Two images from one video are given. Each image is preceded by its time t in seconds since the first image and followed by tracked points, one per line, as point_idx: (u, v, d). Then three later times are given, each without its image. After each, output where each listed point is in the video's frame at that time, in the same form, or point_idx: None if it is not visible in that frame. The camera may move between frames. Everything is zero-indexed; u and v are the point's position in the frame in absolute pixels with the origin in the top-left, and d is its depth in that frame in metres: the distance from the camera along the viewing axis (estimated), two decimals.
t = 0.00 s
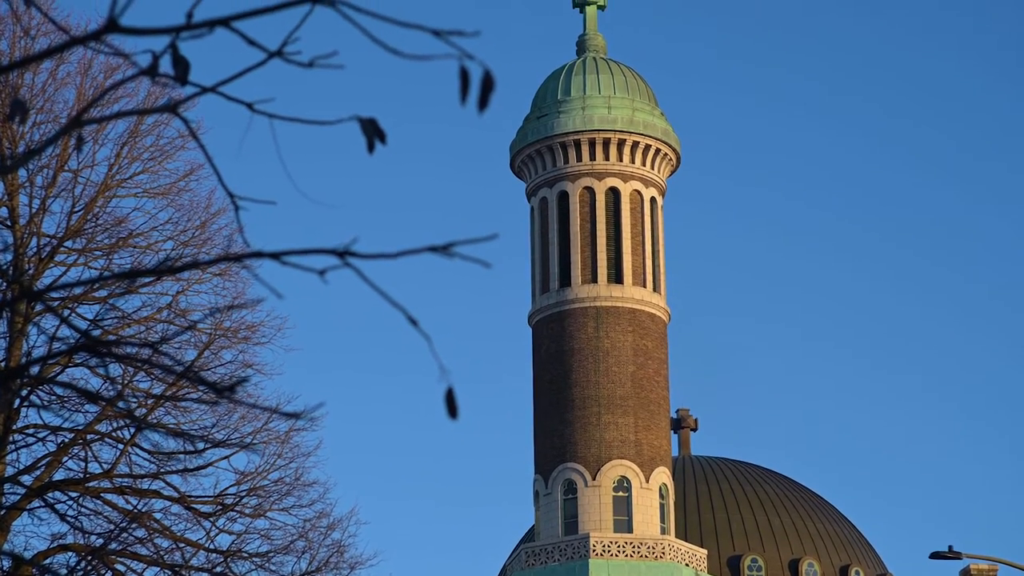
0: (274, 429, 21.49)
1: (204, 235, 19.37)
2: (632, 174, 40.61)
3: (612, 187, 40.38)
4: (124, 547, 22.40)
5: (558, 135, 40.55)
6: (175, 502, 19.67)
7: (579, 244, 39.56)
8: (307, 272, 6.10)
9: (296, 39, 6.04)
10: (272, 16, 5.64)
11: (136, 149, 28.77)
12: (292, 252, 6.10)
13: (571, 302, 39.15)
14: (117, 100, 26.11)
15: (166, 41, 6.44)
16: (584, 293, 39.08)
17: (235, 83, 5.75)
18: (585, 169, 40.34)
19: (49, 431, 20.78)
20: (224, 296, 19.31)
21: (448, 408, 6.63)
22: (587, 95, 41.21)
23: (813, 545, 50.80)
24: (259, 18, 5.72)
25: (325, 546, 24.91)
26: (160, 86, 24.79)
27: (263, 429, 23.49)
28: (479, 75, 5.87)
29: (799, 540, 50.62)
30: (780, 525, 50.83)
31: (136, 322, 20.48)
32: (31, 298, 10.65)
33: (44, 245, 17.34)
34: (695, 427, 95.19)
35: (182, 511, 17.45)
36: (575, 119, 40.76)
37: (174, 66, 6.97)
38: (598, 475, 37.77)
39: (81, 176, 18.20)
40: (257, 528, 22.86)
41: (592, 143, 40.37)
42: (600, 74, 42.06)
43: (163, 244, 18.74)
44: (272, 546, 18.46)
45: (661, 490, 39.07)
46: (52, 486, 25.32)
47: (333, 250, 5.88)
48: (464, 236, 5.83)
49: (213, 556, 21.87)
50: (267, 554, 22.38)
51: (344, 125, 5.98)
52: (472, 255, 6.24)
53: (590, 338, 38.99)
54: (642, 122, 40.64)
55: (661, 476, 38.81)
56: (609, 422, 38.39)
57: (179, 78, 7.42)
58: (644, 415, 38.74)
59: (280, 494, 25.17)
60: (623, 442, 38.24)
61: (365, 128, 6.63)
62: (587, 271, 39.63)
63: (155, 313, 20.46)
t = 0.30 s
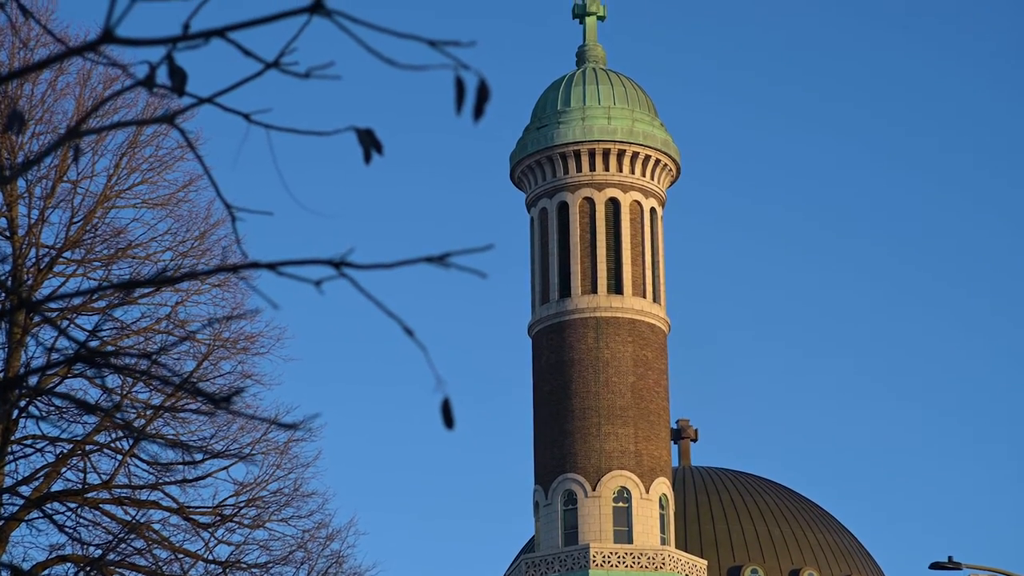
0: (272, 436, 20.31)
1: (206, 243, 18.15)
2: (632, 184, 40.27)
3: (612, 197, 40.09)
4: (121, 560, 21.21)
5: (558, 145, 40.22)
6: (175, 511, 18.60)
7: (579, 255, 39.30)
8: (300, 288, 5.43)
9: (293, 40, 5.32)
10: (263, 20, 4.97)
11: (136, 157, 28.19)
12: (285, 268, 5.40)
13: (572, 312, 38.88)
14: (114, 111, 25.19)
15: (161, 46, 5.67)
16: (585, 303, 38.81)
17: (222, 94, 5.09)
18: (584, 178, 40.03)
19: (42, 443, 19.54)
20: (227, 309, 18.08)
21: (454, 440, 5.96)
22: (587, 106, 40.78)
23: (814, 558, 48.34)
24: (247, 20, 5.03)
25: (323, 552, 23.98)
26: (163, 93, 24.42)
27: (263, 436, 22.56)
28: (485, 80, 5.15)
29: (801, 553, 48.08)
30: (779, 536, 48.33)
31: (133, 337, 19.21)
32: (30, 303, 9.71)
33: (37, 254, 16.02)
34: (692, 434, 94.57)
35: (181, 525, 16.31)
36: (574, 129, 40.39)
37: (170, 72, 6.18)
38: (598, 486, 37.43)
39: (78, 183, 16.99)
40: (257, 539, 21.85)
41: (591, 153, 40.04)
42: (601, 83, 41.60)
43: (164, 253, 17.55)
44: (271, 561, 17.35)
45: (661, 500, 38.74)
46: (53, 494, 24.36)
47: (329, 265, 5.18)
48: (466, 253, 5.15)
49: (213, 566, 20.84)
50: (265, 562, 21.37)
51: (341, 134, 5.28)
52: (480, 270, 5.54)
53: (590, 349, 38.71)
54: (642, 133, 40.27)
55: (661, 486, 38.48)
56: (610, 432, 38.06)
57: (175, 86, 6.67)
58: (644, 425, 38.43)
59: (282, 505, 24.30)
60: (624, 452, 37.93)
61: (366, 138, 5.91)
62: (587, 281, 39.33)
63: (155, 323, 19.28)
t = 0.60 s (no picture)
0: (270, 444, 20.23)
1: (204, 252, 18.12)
2: (632, 192, 38.19)
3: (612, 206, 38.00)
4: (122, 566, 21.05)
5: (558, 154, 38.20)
6: (174, 519, 18.61)
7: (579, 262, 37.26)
8: (297, 294, 5.45)
9: (287, 51, 5.37)
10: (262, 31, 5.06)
11: (136, 166, 28.05)
12: (282, 273, 5.41)
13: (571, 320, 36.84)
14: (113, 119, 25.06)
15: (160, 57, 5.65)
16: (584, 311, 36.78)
17: (222, 103, 5.12)
18: (585, 186, 37.97)
19: (41, 449, 19.57)
20: (224, 317, 18.07)
21: (448, 442, 5.91)
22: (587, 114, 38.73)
23: (815, 565, 46.37)
24: (246, 30, 5.10)
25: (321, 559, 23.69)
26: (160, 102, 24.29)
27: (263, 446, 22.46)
28: (479, 88, 5.26)
29: (802, 561, 46.08)
30: (780, 544, 46.29)
31: (131, 344, 19.24)
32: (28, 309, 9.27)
33: (39, 261, 16.00)
34: (693, 442, 94.26)
35: (178, 532, 16.30)
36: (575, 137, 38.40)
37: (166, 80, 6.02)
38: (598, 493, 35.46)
39: (77, 193, 17.02)
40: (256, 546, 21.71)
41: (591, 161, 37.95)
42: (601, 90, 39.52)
43: (162, 263, 17.51)
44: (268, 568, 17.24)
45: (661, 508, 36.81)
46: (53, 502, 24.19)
47: (324, 271, 5.27)
48: (460, 261, 5.15)
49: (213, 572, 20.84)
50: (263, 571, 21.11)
51: (337, 141, 5.38)
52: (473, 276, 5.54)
53: (590, 356, 36.66)
54: (642, 141, 38.24)
55: (662, 494, 36.45)
56: (610, 440, 36.00)
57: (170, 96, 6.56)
58: (644, 433, 36.31)
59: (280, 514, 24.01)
60: (624, 460, 35.86)
61: (364, 147, 5.88)
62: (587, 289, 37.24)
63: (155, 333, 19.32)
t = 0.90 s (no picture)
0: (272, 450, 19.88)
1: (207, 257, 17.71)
2: (632, 198, 38.12)
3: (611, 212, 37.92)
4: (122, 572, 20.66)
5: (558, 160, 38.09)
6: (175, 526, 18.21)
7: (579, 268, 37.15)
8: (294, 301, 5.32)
9: (285, 56, 5.28)
10: (261, 34, 4.95)
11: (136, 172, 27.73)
12: (280, 279, 5.27)
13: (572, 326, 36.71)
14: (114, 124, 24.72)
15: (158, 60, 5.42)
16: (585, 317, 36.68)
17: (217, 108, 5.04)
18: (585, 192, 37.88)
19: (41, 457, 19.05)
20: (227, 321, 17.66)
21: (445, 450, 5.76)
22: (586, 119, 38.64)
23: (817, 570, 46.04)
24: (242, 34, 5.01)
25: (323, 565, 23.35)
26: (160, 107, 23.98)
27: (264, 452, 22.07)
28: (474, 95, 5.16)
29: (804, 566, 45.76)
30: (781, 549, 46.03)
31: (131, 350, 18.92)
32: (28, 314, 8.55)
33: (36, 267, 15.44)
34: (691, 446, 93.75)
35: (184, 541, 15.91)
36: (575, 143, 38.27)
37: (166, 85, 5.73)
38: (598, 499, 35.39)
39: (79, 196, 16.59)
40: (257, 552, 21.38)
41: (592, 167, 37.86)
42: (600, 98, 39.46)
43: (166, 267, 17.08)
44: None
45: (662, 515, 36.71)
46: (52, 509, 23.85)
47: (321, 279, 5.14)
48: (459, 264, 5.05)
49: None
50: None
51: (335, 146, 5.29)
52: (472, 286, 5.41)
53: (590, 362, 36.53)
54: (642, 145, 38.15)
55: (662, 500, 36.36)
56: (611, 446, 35.90)
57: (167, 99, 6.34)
58: (644, 439, 36.22)
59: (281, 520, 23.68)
60: (625, 467, 35.78)
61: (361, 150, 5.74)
62: (587, 295, 37.13)
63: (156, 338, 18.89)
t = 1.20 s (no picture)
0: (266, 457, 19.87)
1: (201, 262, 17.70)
2: (632, 202, 38.15)
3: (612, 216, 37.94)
4: None
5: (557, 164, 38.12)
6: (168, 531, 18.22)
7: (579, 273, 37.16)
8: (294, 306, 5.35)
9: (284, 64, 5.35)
10: (261, 40, 4.95)
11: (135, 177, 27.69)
12: (280, 284, 5.30)
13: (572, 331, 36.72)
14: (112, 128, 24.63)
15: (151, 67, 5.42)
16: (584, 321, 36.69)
17: (216, 113, 5.10)
18: (585, 197, 37.91)
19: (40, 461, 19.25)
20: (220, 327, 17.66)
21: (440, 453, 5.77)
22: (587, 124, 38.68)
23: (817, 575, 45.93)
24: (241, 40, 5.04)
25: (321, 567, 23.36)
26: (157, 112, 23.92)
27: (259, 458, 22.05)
28: (471, 101, 5.21)
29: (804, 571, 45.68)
30: (781, 554, 45.95)
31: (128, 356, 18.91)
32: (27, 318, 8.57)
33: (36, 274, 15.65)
34: (690, 450, 93.67)
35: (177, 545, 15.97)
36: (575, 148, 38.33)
37: (161, 92, 5.69)
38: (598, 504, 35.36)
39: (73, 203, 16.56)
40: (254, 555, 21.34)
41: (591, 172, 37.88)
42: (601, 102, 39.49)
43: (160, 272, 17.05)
44: None
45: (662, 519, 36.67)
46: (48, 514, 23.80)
47: (321, 283, 5.12)
48: (457, 268, 5.09)
49: None
50: None
51: (334, 152, 5.34)
52: (467, 292, 5.45)
53: (590, 367, 36.54)
54: (642, 150, 38.17)
55: (661, 504, 36.34)
56: (610, 451, 35.90)
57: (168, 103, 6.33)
58: (645, 443, 36.22)
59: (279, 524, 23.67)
60: (624, 472, 35.78)
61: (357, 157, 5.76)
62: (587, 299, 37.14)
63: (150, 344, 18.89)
